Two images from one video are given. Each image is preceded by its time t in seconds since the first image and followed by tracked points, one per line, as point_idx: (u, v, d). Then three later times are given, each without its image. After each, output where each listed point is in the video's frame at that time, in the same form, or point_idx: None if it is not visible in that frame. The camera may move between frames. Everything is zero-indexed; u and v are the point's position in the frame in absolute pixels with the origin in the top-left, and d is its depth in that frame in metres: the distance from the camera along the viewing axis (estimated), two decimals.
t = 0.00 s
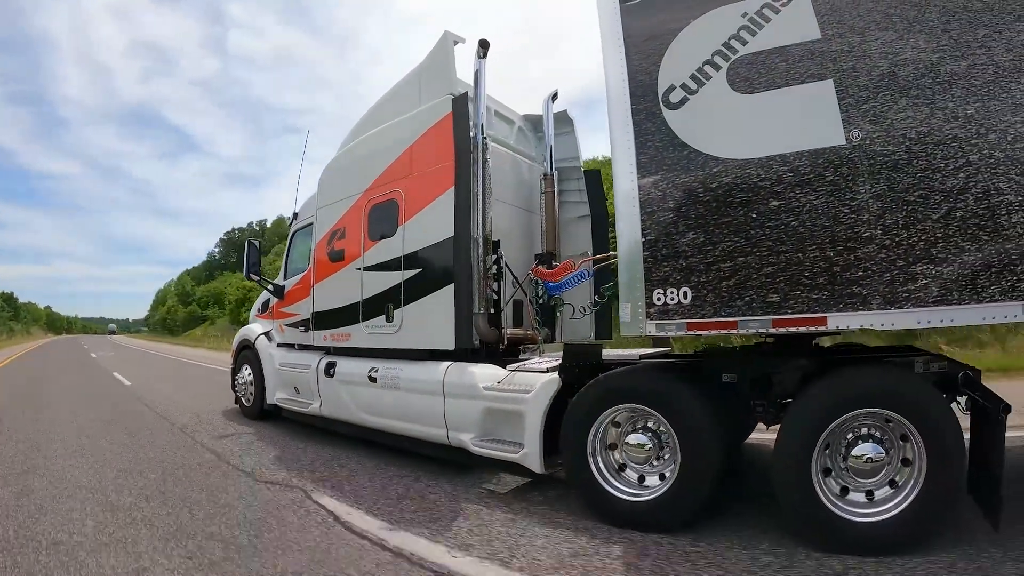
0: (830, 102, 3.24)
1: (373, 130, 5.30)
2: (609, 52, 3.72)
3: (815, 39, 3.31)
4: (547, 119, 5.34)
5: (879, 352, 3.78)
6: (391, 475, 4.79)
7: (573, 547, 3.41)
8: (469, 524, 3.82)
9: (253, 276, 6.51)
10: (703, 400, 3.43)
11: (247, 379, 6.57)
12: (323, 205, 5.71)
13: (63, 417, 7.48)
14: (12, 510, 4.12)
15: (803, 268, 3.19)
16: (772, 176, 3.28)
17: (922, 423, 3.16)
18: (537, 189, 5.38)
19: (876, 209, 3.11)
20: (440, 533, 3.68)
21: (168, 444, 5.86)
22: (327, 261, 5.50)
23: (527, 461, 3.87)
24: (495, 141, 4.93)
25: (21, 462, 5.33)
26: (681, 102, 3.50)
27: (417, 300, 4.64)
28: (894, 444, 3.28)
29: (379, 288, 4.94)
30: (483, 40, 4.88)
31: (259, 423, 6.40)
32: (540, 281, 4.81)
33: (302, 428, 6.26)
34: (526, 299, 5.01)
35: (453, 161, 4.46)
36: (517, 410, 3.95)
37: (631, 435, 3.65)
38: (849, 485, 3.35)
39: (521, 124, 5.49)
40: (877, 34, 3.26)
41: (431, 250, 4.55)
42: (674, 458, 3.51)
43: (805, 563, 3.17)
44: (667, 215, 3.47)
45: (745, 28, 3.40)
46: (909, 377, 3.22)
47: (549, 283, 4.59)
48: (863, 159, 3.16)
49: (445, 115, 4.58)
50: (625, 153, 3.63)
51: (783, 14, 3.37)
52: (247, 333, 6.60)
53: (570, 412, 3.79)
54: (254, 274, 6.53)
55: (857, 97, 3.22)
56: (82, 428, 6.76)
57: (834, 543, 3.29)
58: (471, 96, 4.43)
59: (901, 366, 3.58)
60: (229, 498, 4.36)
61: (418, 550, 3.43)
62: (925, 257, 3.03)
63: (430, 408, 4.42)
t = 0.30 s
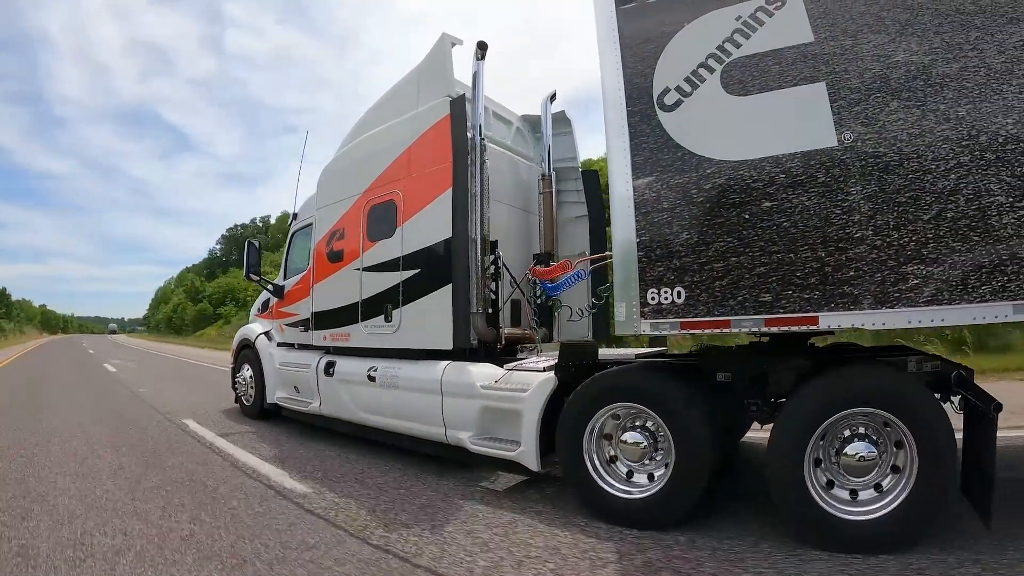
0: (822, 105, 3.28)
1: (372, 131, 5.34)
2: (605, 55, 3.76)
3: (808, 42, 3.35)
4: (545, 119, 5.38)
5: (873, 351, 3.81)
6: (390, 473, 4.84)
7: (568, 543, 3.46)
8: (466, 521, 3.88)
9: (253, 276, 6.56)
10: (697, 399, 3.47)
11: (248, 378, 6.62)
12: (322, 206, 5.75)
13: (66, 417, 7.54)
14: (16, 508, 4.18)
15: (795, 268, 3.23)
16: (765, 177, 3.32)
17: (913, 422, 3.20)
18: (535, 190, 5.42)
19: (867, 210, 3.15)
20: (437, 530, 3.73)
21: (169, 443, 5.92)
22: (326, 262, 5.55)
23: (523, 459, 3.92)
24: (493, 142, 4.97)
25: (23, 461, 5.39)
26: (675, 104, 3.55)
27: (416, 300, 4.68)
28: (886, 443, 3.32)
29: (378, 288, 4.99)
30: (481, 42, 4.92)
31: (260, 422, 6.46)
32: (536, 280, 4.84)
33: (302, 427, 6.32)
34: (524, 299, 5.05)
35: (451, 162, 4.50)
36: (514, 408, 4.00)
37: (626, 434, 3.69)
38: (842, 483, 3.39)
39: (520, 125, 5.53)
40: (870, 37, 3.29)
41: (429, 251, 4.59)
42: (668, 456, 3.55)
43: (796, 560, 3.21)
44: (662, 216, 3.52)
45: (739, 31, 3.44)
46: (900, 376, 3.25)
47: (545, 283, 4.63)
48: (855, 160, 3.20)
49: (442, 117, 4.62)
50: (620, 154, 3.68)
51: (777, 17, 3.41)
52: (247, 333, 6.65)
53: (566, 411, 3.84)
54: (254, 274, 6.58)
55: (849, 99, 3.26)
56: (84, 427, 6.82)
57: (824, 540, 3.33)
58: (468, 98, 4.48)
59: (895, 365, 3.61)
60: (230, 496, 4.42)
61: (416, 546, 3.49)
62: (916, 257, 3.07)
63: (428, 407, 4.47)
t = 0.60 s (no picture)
0: (816, 107, 3.31)
1: (371, 133, 5.37)
2: (601, 57, 3.79)
3: (802, 44, 3.38)
4: (543, 120, 5.42)
5: (868, 351, 3.84)
6: (390, 472, 4.88)
7: (566, 542, 3.50)
8: (464, 519, 3.91)
9: (253, 277, 6.59)
10: (692, 398, 3.51)
11: (248, 378, 6.65)
12: (321, 207, 5.78)
13: (67, 417, 7.58)
14: (19, 508, 4.22)
15: (789, 269, 3.26)
16: (759, 179, 3.35)
17: (907, 421, 3.23)
18: (533, 190, 5.46)
19: (861, 210, 3.18)
20: (436, 529, 3.76)
21: (170, 442, 5.95)
22: (325, 263, 5.58)
23: (521, 458, 3.95)
24: (490, 143, 5.00)
25: (24, 462, 5.41)
26: (671, 106, 3.58)
27: (414, 301, 4.72)
28: (881, 443, 3.34)
29: (377, 288, 5.02)
30: (479, 43, 4.96)
31: (260, 422, 6.49)
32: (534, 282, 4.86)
33: (302, 427, 6.35)
34: (522, 299, 5.09)
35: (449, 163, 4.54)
36: (512, 408, 4.04)
37: (622, 432, 3.72)
38: (836, 482, 3.42)
39: (517, 126, 5.57)
40: (864, 39, 3.32)
41: (428, 251, 4.63)
42: (664, 455, 3.58)
43: (791, 558, 3.25)
44: (658, 217, 3.56)
45: (734, 33, 3.47)
46: (894, 375, 3.29)
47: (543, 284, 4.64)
48: (848, 162, 3.23)
49: (441, 118, 4.65)
50: (616, 156, 3.71)
51: (771, 20, 3.44)
52: (247, 333, 6.68)
53: (563, 410, 3.87)
54: (254, 275, 6.61)
55: (843, 101, 3.28)
56: (85, 427, 6.85)
57: (818, 538, 3.36)
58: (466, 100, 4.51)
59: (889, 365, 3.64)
60: (231, 495, 4.45)
61: (415, 545, 3.52)
62: (909, 257, 3.10)
63: (427, 407, 4.50)
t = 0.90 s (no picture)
0: (812, 110, 3.32)
1: (369, 134, 5.39)
2: (597, 59, 3.81)
3: (798, 47, 3.39)
4: (541, 121, 5.45)
5: (864, 351, 3.86)
6: (389, 472, 4.91)
7: (563, 541, 3.53)
8: (463, 518, 3.94)
9: (252, 277, 6.62)
10: (688, 398, 3.53)
11: (248, 378, 6.69)
12: (320, 209, 5.81)
13: (68, 417, 7.62)
14: (21, 507, 4.25)
15: (784, 270, 3.28)
16: (755, 181, 3.37)
17: (902, 422, 3.25)
18: (532, 191, 5.48)
19: (856, 212, 3.20)
20: (434, 528, 3.78)
21: (171, 442, 5.99)
22: (324, 263, 5.61)
23: (519, 458, 3.98)
24: (489, 144, 5.02)
25: (26, 462, 5.45)
26: (667, 108, 3.60)
27: (413, 301, 4.74)
28: (876, 443, 3.37)
29: (376, 289, 5.05)
30: (477, 45, 4.98)
31: (260, 421, 6.53)
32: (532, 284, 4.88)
33: (302, 426, 6.38)
34: (520, 299, 5.12)
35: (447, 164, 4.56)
36: (511, 408, 4.06)
37: (619, 432, 3.75)
38: (831, 481, 3.44)
39: (516, 126, 5.60)
40: (859, 42, 3.33)
41: (426, 252, 4.65)
42: (661, 455, 3.60)
43: (787, 557, 3.28)
44: (654, 219, 3.58)
45: (730, 36, 3.48)
46: (888, 376, 3.31)
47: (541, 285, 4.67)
48: (844, 164, 3.24)
49: (439, 120, 4.67)
50: (613, 158, 3.73)
51: (767, 22, 3.45)
52: (247, 333, 6.71)
53: (561, 410, 3.90)
54: (253, 276, 6.63)
55: (838, 103, 3.30)
56: (86, 427, 6.89)
57: (813, 538, 3.38)
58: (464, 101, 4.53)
59: (884, 365, 3.66)
60: (231, 494, 4.48)
61: (414, 543, 3.56)
62: (904, 259, 3.12)
63: (426, 407, 4.53)
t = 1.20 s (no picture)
0: (808, 114, 3.34)
1: (370, 136, 5.42)
2: (596, 63, 3.83)
3: (795, 51, 3.41)
4: (541, 123, 5.48)
5: (861, 354, 3.87)
6: (389, 472, 4.94)
7: (561, 541, 3.55)
8: (462, 519, 3.96)
9: (253, 279, 6.65)
10: (686, 400, 3.55)
11: (248, 379, 6.72)
12: (321, 211, 5.84)
13: (69, 418, 7.65)
14: (23, 508, 4.29)
15: (781, 273, 3.30)
16: (752, 185, 3.39)
17: (898, 424, 3.26)
18: (531, 193, 5.50)
19: (852, 216, 3.21)
20: (434, 529, 3.81)
21: (172, 443, 6.02)
22: (325, 265, 5.64)
23: (518, 459, 4.00)
24: (488, 146, 5.04)
25: (29, 462, 5.48)
26: (665, 112, 3.62)
27: (413, 303, 4.77)
28: (873, 446, 3.38)
29: (376, 291, 5.07)
30: (478, 47, 5.01)
31: (260, 422, 6.56)
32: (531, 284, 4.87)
33: (302, 427, 6.41)
34: (519, 301, 5.15)
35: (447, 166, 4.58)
36: (510, 409, 4.08)
37: (617, 433, 3.77)
38: (827, 483, 3.46)
39: (516, 129, 5.63)
40: (856, 46, 3.34)
41: (426, 254, 4.68)
42: (658, 457, 3.62)
43: (783, 558, 3.29)
44: (652, 222, 3.60)
45: (728, 39, 3.50)
46: (884, 379, 3.33)
47: (540, 283, 4.67)
48: (840, 168, 3.26)
49: (439, 122, 4.69)
50: (611, 161, 3.75)
51: (765, 27, 3.47)
52: (248, 335, 6.75)
53: (559, 412, 3.92)
54: (254, 277, 6.67)
55: (835, 107, 3.32)
56: (88, 428, 6.93)
57: (810, 539, 3.40)
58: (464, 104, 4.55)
59: (881, 367, 3.67)
60: (231, 494, 4.51)
61: (413, 544, 3.58)
62: (900, 263, 3.14)
63: (425, 408, 4.56)
